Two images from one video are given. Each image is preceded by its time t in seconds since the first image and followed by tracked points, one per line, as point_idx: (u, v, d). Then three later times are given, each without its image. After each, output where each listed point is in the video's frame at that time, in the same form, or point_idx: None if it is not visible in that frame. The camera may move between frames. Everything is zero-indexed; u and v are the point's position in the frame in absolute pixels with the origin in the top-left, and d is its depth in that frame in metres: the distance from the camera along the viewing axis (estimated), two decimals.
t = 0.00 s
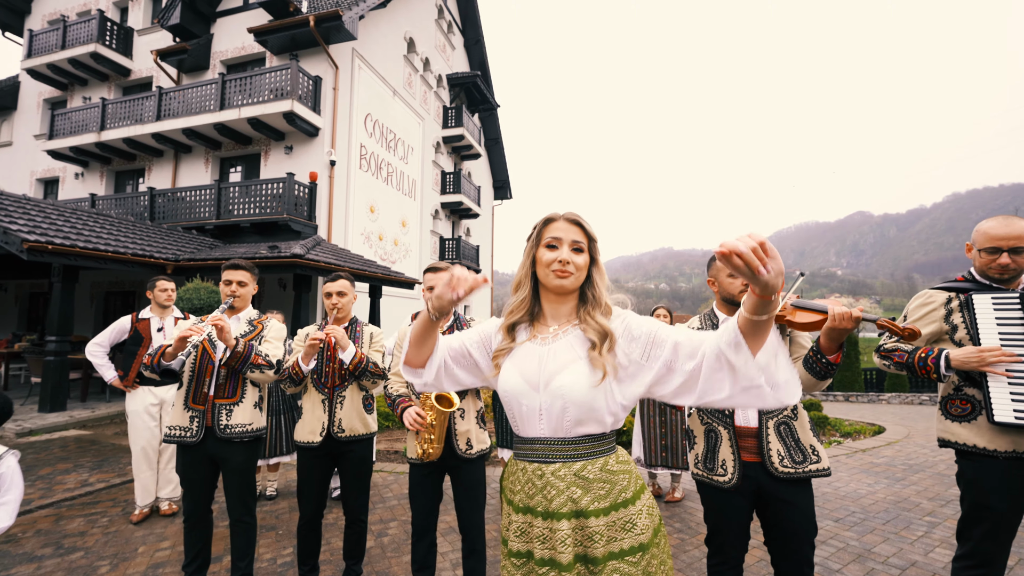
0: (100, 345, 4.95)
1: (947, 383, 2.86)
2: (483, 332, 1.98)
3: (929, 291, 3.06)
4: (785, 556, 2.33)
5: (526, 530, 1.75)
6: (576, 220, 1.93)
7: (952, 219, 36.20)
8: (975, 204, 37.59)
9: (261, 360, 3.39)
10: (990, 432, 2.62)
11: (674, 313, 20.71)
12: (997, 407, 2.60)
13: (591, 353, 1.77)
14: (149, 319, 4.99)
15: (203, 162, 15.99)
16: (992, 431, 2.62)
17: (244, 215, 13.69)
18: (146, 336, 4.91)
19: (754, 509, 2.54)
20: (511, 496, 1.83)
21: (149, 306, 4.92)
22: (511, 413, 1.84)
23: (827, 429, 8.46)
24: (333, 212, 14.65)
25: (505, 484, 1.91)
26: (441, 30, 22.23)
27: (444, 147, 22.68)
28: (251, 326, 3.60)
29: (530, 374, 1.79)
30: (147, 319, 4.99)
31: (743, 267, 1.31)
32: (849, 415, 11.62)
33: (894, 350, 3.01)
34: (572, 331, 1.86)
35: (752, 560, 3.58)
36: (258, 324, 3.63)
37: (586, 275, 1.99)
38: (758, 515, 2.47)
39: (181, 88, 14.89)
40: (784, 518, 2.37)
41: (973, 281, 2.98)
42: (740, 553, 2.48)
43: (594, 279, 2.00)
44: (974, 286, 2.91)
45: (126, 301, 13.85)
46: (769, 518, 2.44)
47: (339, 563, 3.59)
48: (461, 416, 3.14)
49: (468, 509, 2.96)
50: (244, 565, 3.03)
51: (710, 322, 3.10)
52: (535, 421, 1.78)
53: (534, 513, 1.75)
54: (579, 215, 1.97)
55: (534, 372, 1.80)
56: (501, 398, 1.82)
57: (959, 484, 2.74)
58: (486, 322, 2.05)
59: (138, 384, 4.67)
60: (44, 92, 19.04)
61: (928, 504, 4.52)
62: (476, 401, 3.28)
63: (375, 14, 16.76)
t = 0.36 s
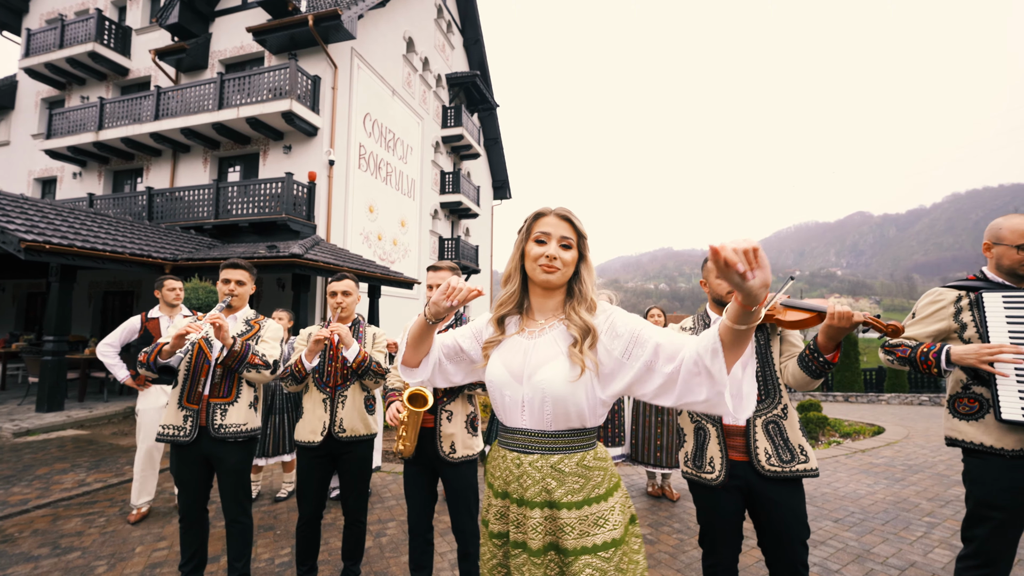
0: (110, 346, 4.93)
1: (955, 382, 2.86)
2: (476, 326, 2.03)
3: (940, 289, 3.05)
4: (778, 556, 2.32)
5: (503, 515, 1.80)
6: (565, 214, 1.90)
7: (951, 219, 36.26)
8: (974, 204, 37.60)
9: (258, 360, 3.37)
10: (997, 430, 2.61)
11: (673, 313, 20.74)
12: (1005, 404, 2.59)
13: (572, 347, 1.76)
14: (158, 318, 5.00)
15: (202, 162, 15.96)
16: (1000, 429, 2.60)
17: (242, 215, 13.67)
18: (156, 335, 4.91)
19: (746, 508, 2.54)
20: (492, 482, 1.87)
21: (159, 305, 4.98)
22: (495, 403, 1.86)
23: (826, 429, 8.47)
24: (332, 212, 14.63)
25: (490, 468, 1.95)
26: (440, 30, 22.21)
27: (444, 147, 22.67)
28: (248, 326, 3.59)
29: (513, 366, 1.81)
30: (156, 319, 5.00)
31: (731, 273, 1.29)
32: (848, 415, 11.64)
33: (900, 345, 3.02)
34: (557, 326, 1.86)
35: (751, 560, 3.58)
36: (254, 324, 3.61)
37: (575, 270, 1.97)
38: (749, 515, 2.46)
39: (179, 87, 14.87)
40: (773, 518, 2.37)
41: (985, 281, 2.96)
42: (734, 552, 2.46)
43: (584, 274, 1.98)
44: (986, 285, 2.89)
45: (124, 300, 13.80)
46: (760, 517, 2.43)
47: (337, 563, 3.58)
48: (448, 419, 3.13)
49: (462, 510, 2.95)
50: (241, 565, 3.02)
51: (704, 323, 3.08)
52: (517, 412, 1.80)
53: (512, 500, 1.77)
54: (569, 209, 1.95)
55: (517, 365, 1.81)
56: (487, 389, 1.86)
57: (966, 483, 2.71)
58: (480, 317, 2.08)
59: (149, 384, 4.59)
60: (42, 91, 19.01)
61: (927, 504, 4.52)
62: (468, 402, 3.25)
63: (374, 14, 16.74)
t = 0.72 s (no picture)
0: (121, 347, 4.86)
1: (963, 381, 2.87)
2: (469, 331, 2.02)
3: (948, 289, 3.05)
4: (776, 554, 2.33)
5: (500, 517, 1.78)
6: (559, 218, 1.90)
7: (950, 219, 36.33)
8: (973, 204, 37.67)
9: (256, 361, 3.37)
10: (1004, 428, 2.63)
11: (673, 313, 20.75)
12: (1010, 400, 2.60)
13: (568, 353, 1.76)
14: (167, 318, 5.07)
15: (201, 162, 15.95)
16: (1007, 427, 2.62)
17: (241, 215, 13.66)
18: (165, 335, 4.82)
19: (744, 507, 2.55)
20: (489, 484, 1.86)
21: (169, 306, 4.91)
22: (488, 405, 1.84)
23: (825, 429, 8.49)
24: (331, 212, 14.62)
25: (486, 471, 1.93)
26: (439, 30, 22.22)
27: (443, 147, 22.67)
28: (248, 326, 3.59)
29: (511, 371, 1.81)
30: (165, 319, 5.07)
31: (761, 296, 1.36)
32: (847, 415, 11.65)
33: (908, 344, 3.04)
34: (553, 331, 1.86)
35: (751, 560, 3.59)
36: (254, 324, 3.62)
37: (569, 273, 1.96)
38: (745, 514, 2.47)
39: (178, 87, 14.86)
40: (769, 516, 2.38)
41: (993, 281, 2.98)
42: (729, 550, 2.47)
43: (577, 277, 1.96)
44: (993, 285, 2.90)
45: (123, 301, 13.78)
46: (757, 516, 2.44)
47: (338, 563, 3.59)
48: (450, 420, 3.13)
49: (462, 509, 2.97)
50: (242, 564, 3.02)
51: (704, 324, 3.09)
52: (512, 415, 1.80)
53: (510, 503, 1.76)
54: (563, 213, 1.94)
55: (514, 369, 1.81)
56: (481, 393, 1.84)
57: (971, 481, 2.72)
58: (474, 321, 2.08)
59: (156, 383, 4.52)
60: (41, 91, 18.98)
61: (925, 504, 4.54)
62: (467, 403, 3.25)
63: (373, 14, 16.74)
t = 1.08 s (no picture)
0: (114, 343, 4.95)
1: (971, 379, 2.89)
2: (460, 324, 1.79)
3: (955, 288, 3.07)
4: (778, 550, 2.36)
5: (526, 523, 1.66)
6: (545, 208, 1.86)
7: (949, 219, 36.41)
8: (972, 204, 37.77)
9: (258, 362, 3.36)
10: (1012, 425, 2.63)
11: (672, 313, 20.79)
12: (1016, 396, 2.61)
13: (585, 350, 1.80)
14: (162, 316, 5.04)
15: (201, 161, 15.95)
16: (1014, 424, 2.63)
17: (241, 214, 13.65)
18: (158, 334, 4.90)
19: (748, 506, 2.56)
20: (502, 494, 1.69)
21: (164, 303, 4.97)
22: (510, 404, 1.71)
23: (825, 428, 8.51)
24: (331, 211, 14.62)
25: (488, 480, 1.74)
26: (439, 30, 22.23)
27: (443, 147, 22.67)
28: (251, 325, 3.59)
29: (531, 365, 1.74)
30: (161, 317, 5.05)
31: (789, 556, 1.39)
32: (846, 415, 11.68)
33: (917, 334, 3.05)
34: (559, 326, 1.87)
35: (753, 558, 3.60)
36: (257, 323, 3.62)
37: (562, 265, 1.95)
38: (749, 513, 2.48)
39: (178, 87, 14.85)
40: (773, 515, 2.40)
41: (1001, 280, 2.98)
42: (732, 548, 2.48)
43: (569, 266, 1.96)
44: (1001, 284, 2.90)
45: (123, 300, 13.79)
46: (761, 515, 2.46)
47: (340, 562, 3.60)
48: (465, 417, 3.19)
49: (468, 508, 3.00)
50: (244, 563, 3.03)
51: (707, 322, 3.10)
52: (533, 413, 1.72)
53: (535, 505, 1.67)
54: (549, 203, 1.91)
55: (534, 365, 1.75)
56: (500, 390, 1.70)
57: (977, 479, 2.73)
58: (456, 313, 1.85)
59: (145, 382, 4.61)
60: (41, 90, 18.97)
61: (926, 502, 4.55)
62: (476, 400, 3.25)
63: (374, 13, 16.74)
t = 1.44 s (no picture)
0: (102, 342, 4.97)
1: (967, 378, 2.91)
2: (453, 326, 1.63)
3: (953, 289, 3.09)
4: (777, 546, 2.39)
5: (530, 522, 1.66)
6: (526, 203, 1.78)
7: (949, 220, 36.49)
8: (972, 205, 37.84)
9: (266, 361, 3.40)
10: (1009, 424, 2.67)
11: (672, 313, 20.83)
12: (1013, 397, 2.64)
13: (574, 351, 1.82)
14: (150, 316, 4.97)
15: (202, 162, 15.98)
16: (1011, 422, 2.67)
17: (242, 215, 13.69)
18: (146, 333, 4.88)
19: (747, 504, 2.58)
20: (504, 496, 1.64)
21: (151, 303, 4.92)
22: (517, 410, 1.64)
23: (824, 427, 8.54)
24: (332, 212, 14.65)
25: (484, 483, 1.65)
26: (439, 30, 22.25)
27: (443, 147, 22.71)
28: (258, 325, 3.64)
29: (535, 372, 1.69)
30: (148, 317, 4.97)
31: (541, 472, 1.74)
32: (846, 414, 11.71)
33: (913, 341, 3.06)
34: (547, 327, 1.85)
35: (752, 556, 3.63)
36: (265, 323, 3.67)
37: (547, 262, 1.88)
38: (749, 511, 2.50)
39: (180, 87, 14.88)
40: (772, 510, 2.43)
41: (999, 282, 2.99)
42: (732, 546, 2.50)
43: (554, 265, 1.89)
44: (997, 286, 2.94)
45: (125, 300, 13.82)
46: (761, 511, 2.48)
47: (342, 559, 3.62)
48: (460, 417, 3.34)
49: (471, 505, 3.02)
50: (249, 559, 3.06)
51: (706, 321, 3.14)
52: (536, 413, 1.68)
53: (539, 503, 1.68)
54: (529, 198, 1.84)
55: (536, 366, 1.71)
56: (512, 399, 1.62)
57: (976, 479, 2.75)
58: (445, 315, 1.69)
59: (133, 382, 4.67)
60: (42, 91, 19.00)
61: (924, 500, 4.59)
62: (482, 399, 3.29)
63: (374, 14, 16.78)
